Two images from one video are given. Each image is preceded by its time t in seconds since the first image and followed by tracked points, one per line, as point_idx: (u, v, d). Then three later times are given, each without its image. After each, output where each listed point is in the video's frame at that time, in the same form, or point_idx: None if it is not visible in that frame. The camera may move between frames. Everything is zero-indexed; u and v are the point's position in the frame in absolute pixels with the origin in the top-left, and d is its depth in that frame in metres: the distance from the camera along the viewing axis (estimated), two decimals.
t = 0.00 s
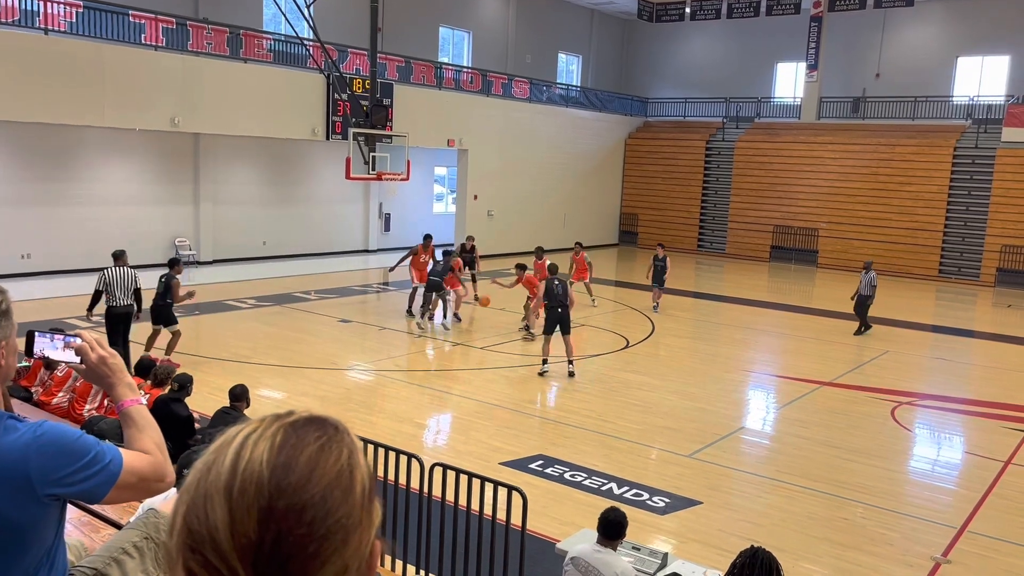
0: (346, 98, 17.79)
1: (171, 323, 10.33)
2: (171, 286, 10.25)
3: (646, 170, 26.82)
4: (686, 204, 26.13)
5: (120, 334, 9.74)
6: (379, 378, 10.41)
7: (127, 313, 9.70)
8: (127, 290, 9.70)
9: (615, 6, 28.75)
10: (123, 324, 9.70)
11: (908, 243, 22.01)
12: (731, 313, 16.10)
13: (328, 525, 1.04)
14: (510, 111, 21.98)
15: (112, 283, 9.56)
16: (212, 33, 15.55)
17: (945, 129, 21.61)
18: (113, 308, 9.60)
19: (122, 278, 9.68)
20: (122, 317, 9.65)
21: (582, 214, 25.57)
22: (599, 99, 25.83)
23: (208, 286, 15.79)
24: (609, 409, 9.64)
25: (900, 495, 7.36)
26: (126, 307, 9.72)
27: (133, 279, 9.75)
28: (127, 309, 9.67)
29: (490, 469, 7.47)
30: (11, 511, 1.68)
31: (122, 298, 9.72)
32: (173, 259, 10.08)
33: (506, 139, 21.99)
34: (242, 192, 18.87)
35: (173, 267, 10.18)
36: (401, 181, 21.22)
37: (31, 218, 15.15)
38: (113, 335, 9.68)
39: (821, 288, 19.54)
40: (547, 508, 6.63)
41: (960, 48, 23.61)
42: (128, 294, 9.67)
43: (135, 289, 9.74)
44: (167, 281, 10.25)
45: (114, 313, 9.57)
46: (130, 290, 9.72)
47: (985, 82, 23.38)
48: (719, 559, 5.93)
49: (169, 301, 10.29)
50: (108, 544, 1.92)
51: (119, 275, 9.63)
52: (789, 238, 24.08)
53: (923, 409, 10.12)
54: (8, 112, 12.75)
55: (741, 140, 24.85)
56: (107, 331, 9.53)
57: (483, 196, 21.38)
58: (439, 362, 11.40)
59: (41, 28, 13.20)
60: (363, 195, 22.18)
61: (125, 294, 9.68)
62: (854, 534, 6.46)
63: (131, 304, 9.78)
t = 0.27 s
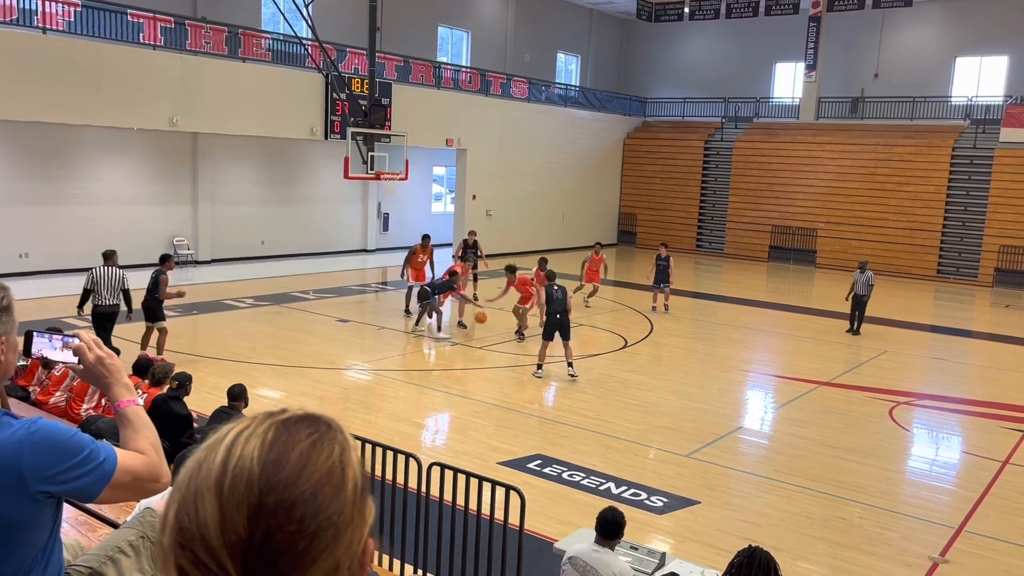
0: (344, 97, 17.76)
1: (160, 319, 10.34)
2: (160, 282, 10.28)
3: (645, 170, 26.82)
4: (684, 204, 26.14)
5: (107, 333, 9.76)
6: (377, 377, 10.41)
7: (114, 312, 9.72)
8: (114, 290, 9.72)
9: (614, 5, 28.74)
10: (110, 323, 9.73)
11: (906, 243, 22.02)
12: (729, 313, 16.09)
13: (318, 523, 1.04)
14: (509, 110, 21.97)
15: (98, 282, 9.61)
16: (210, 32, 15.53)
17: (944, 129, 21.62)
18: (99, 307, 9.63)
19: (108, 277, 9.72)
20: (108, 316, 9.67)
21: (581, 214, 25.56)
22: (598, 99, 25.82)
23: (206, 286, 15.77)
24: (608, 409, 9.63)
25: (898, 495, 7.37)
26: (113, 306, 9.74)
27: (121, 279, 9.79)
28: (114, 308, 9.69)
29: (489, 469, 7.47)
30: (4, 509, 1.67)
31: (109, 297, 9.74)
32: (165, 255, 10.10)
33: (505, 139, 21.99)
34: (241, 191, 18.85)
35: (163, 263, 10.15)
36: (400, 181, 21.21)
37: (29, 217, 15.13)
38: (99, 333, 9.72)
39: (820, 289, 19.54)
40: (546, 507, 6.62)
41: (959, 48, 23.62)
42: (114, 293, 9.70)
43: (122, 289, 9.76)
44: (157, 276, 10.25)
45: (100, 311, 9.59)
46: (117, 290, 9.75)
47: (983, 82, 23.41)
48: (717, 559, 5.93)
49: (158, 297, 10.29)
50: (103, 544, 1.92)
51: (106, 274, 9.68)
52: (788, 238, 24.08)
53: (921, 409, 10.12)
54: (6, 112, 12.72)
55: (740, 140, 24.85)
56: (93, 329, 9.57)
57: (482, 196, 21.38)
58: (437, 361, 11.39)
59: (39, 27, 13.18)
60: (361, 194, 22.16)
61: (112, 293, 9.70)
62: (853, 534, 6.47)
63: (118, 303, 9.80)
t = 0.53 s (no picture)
0: (343, 97, 17.74)
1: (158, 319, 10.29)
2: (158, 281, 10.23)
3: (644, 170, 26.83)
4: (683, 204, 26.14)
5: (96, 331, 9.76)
6: (375, 377, 10.40)
7: (102, 310, 9.70)
8: (102, 288, 9.71)
9: (613, 5, 28.75)
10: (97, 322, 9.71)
11: (905, 244, 22.03)
12: (728, 313, 16.09)
13: (309, 522, 1.04)
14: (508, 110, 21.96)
15: (86, 280, 9.60)
16: (209, 31, 15.51)
17: (942, 129, 21.64)
18: (87, 305, 9.62)
19: (97, 275, 9.70)
20: (96, 314, 9.66)
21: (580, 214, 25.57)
22: (597, 99, 25.82)
23: (204, 286, 15.75)
24: (606, 409, 9.63)
25: (897, 495, 7.36)
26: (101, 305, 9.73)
27: (110, 277, 9.76)
28: (101, 306, 9.67)
29: (487, 469, 7.47)
30: None
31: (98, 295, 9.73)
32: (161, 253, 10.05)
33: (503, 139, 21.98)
34: (239, 191, 18.85)
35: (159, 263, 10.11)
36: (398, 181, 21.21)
37: (27, 217, 15.11)
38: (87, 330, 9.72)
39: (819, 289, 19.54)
40: (544, 507, 6.62)
41: (957, 49, 23.65)
42: (102, 291, 9.67)
43: (111, 287, 9.73)
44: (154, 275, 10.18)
45: (87, 309, 9.58)
46: (106, 288, 9.73)
47: (981, 83, 23.44)
48: (715, 559, 5.93)
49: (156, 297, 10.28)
50: (99, 543, 1.91)
51: (95, 272, 9.68)
52: (786, 238, 24.09)
53: (919, 409, 10.12)
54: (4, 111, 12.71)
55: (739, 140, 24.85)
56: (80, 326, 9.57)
57: (481, 196, 21.38)
58: (435, 361, 11.39)
59: (37, 27, 13.16)
60: (360, 194, 22.15)
61: (99, 292, 9.68)
62: (851, 534, 6.47)
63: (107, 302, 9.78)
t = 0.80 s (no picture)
0: (341, 98, 17.73)
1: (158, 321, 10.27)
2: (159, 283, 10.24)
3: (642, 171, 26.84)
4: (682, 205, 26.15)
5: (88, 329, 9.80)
6: (374, 378, 10.40)
7: (89, 309, 9.68)
8: (88, 287, 9.68)
9: (612, 6, 28.75)
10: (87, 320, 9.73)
11: (904, 244, 22.05)
12: (726, 314, 16.10)
13: (311, 526, 1.04)
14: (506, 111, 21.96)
15: (72, 280, 9.62)
16: (207, 32, 15.50)
17: (941, 130, 21.67)
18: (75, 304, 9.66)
19: (82, 274, 9.67)
20: (83, 313, 9.67)
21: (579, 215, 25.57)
22: (596, 100, 25.83)
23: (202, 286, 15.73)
24: (605, 410, 9.63)
25: (895, 496, 7.37)
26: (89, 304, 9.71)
27: (96, 276, 9.70)
28: (88, 306, 9.66)
29: (485, 470, 7.47)
30: None
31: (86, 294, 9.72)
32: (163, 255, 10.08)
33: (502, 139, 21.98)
34: (238, 192, 18.84)
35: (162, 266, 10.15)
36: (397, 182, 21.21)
37: (25, 218, 15.09)
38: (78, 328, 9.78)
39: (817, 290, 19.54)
40: (542, 508, 6.62)
41: (956, 50, 23.67)
42: (88, 291, 9.64)
43: (96, 287, 9.67)
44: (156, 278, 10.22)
45: (74, 309, 9.61)
46: (92, 288, 9.69)
47: (980, 84, 23.47)
48: (714, 560, 5.94)
49: (156, 298, 10.30)
50: (97, 544, 1.91)
51: (82, 272, 9.67)
52: (785, 239, 24.10)
53: (918, 410, 10.13)
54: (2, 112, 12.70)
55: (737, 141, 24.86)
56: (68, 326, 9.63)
57: (480, 197, 21.39)
58: (434, 362, 11.39)
59: (37, 27, 13.15)
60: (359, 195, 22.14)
61: (85, 291, 9.66)
62: (849, 535, 6.47)
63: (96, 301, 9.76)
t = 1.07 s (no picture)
0: (341, 99, 17.73)
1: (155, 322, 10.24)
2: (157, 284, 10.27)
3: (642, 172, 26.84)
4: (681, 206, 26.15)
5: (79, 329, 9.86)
6: (374, 379, 10.40)
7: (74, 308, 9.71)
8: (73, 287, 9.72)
9: (611, 7, 28.77)
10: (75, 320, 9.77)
11: (903, 246, 22.06)
12: (725, 315, 16.10)
13: (318, 527, 1.04)
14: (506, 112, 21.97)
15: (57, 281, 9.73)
16: (207, 34, 15.51)
17: (940, 131, 21.69)
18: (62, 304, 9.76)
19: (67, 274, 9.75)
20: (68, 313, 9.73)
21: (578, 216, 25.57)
22: (595, 101, 25.85)
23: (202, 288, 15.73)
24: (605, 412, 9.63)
25: (895, 497, 7.37)
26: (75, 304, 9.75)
27: (77, 275, 9.72)
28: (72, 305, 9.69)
29: (485, 471, 7.47)
30: None
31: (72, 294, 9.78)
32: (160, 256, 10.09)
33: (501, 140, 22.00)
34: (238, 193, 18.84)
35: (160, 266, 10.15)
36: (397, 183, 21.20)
37: (25, 219, 15.09)
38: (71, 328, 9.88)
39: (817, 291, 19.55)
40: (542, 510, 6.62)
41: (955, 51, 23.70)
42: (70, 290, 9.67)
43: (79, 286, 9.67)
44: (154, 279, 10.27)
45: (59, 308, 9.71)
46: (76, 287, 9.71)
47: (979, 85, 23.49)
48: (713, 561, 5.94)
49: (154, 299, 10.30)
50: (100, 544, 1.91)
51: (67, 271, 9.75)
52: (784, 240, 24.09)
53: (917, 411, 10.14)
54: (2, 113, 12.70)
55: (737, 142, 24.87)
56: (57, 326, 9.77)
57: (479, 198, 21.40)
58: (434, 363, 11.38)
59: (37, 29, 13.16)
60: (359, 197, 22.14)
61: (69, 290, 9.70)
62: (849, 536, 6.47)
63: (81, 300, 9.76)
